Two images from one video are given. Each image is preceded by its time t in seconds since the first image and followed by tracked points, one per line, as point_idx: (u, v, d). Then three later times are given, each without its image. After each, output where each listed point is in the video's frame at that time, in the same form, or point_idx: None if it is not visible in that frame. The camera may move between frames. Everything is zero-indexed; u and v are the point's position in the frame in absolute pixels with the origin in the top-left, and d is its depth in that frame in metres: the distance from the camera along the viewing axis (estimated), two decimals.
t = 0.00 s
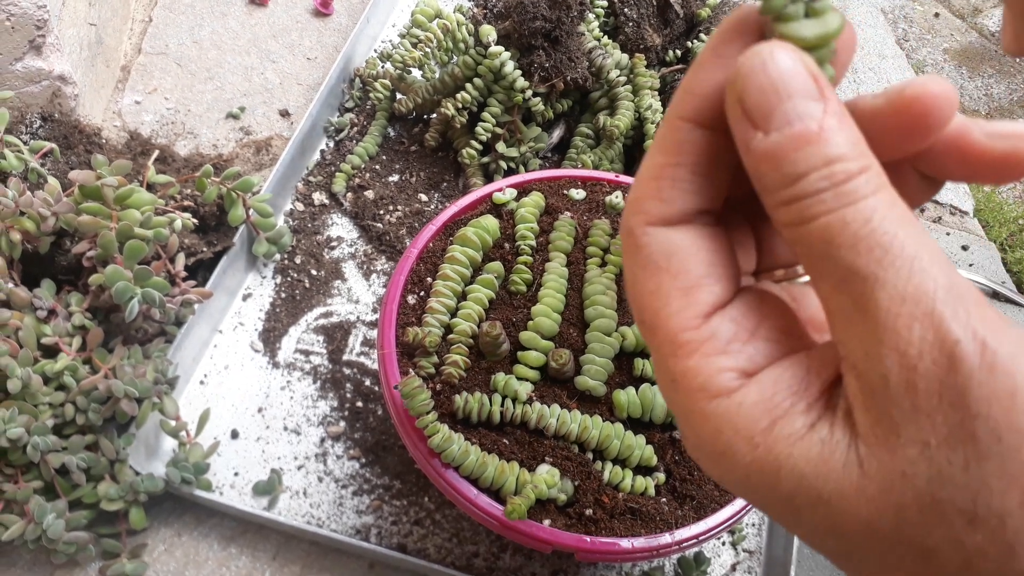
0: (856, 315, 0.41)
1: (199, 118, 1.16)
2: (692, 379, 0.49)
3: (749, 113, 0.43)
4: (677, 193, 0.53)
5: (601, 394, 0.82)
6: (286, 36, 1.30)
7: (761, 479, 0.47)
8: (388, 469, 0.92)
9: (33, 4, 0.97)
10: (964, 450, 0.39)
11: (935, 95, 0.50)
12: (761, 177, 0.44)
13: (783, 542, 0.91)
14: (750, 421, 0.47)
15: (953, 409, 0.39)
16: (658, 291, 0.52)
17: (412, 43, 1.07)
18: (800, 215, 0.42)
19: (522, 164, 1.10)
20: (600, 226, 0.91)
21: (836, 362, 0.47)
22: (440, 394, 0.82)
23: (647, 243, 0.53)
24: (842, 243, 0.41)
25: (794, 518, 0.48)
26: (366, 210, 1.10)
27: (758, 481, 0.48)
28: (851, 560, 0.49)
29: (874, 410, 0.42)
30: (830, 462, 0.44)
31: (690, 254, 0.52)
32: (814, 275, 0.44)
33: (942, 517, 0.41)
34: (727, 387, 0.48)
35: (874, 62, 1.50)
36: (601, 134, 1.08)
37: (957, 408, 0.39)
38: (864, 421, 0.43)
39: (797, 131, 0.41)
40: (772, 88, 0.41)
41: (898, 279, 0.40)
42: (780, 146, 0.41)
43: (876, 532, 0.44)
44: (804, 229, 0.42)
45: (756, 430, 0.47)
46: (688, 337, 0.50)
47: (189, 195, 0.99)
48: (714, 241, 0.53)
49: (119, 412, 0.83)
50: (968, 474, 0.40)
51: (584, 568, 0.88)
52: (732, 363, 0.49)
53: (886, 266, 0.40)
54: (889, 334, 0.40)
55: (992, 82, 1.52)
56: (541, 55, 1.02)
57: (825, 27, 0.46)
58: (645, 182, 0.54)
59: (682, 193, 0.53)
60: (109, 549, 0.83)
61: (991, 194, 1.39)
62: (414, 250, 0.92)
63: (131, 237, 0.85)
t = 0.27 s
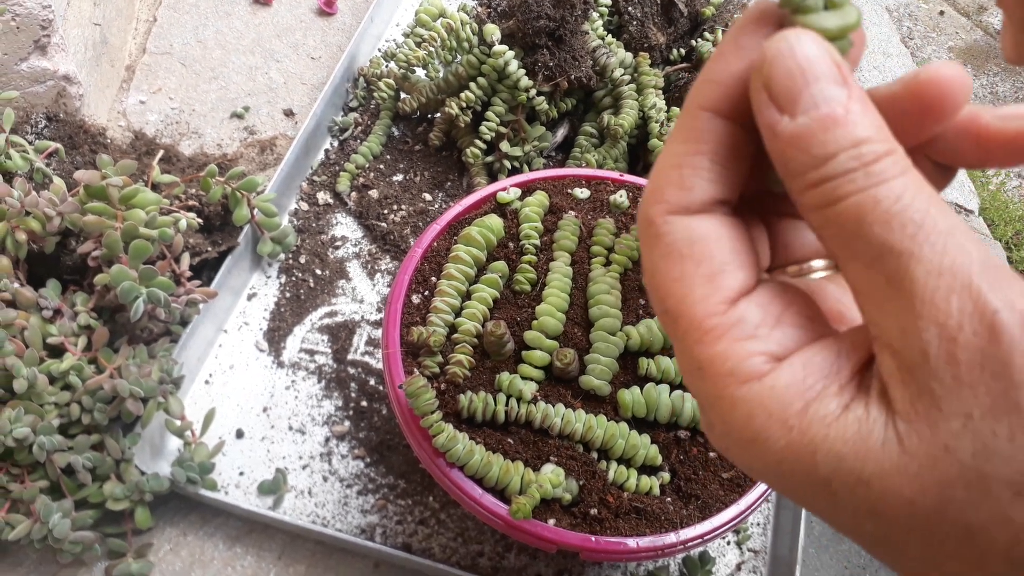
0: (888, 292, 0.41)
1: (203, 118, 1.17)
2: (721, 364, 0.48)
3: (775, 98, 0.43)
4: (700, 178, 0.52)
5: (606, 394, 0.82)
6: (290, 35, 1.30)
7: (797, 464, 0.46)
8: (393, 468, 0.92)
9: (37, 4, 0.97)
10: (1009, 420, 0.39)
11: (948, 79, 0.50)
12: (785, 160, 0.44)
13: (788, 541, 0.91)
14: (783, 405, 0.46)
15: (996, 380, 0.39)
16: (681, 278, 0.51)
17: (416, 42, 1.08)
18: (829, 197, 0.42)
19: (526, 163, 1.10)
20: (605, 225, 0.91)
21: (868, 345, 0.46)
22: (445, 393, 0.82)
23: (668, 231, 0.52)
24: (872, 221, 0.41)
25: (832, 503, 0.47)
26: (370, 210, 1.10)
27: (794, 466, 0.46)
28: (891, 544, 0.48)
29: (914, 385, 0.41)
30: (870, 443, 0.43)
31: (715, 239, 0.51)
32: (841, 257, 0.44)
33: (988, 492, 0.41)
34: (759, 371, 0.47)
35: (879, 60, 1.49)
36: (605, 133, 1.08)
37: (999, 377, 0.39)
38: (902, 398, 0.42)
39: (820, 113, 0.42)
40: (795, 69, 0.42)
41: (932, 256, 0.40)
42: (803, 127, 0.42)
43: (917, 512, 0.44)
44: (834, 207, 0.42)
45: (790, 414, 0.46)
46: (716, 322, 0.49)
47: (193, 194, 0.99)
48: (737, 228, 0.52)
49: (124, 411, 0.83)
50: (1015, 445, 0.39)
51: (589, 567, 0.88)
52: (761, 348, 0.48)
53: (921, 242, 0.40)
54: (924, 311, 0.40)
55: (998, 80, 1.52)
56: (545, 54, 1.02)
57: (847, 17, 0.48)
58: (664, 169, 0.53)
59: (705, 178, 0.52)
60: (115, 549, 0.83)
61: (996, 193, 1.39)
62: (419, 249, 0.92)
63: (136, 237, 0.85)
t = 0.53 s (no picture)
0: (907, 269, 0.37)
1: (208, 120, 1.17)
2: (741, 305, 0.46)
3: (784, 53, 0.38)
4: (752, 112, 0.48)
5: (611, 395, 0.82)
6: (295, 38, 1.30)
7: (805, 413, 0.44)
8: (398, 470, 0.92)
9: (43, 7, 0.98)
10: None
11: (968, 11, 0.48)
12: (803, 118, 0.39)
13: (794, 542, 0.91)
14: (799, 354, 0.43)
15: (1012, 372, 0.35)
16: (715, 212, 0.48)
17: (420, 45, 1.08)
18: (847, 161, 0.38)
19: (531, 165, 1.10)
20: (609, 227, 0.91)
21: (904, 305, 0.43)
22: (451, 395, 0.82)
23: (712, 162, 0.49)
24: (891, 193, 0.36)
25: (840, 460, 0.45)
26: (375, 211, 1.10)
27: (803, 414, 0.44)
28: (900, 511, 0.45)
29: (926, 365, 0.37)
30: (882, 403, 0.40)
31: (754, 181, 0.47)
32: (865, 225, 0.39)
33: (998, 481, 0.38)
34: (782, 316, 0.45)
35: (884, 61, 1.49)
36: (610, 135, 1.08)
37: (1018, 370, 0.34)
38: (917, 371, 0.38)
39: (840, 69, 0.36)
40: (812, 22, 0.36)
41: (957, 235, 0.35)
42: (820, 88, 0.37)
43: (925, 481, 0.41)
44: (852, 172, 0.38)
45: (805, 364, 0.43)
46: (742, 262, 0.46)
47: (198, 197, 1.00)
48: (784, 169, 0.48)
49: (130, 413, 0.84)
50: None
51: (595, 568, 0.88)
52: (790, 294, 0.45)
53: (938, 219, 0.35)
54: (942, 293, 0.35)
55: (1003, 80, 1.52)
56: (549, 56, 1.02)
57: None
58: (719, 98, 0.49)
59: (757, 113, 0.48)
60: (121, 550, 0.84)
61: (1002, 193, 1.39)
62: (424, 251, 0.92)
63: (142, 239, 0.85)
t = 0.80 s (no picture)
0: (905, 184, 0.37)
1: (207, 120, 1.17)
2: (715, 237, 0.46)
3: None
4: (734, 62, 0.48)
5: (610, 396, 0.82)
6: (294, 37, 1.30)
7: (770, 341, 0.45)
8: (397, 470, 0.92)
9: (42, 7, 0.97)
10: (1002, 337, 0.37)
11: None
12: (817, 22, 0.40)
13: (793, 543, 0.90)
14: (770, 284, 0.44)
15: (990, 290, 0.36)
16: (694, 149, 0.48)
17: (420, 44, 1.07)
18: (852, 67, 0.38)
19: (530, 165, 1.10)
20: (609, 227, 0.91)
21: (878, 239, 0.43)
22: (449, 395, 0.82)
23: (695, 104, 0.49)
24: (896, 102, 0.37)
25: (806, 389, 0.47)
26: (374, 211, 1.10)
27: (770, 344, 0.45)
28: (859, 437, 0.47)
29: (910, 287, 0.38)
30: (851, 330, 0.41)
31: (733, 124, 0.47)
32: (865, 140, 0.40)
33: (962, 397, 0.39)
34: (754, 248, 0.45)
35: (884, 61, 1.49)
36: (609, 135, 1.07)
37: (1001, 293, 0.36)
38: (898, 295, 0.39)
39: None
40: None
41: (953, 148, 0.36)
42: None
43: (893, 404, 0.42)
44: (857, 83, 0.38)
45: (775, 293, 0.44)
46: (718, 197, 0.47)
47: (197, 197, 1.00)
48: (765, 114, 0.48)
49: (128, 413, 0.83)
50: (1007, 367, 0.37)
51: (593, 569, 0.88)
52: (762, 228, 0.45)
53: (944, 133, 0.36)
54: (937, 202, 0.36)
55: (1003, 80, 1.51)
56: (549, 55, 1.02)
57: None
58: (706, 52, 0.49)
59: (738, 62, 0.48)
60: (119, 551, 0.83)
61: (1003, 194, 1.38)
62: (423, 251, 0.92)
63: (141, 240, 0.85)
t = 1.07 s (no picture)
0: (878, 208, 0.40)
1: (205, 121, 1.17)
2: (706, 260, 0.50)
3: None
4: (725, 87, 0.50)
5: (606, 396, 0.82)
6: (292, 38, 1.30)
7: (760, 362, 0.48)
8: (394, 470, 0.92)
9: (40, 7, 0.98)
10: (974, 346, 0.38)
11: None
12: (784, 49, 0.42)
13: (788, 543, 0.91)
14: (757, 305, 0.47)
15: (965, 306, 0.38)
16: (689, 173, 0.51)
17: (417, 45, 1.08)
18: (828, 94, 0.40)
19: (527, 166, 1.10)
20: (605, 228, 0.92)
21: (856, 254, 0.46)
22: (446, 396, 0.82)
23: (692, 125, 0.51)
24: (868, 129, 0.39)
25: (795, 408, 0.48)
26: (372, 212, 1.10)
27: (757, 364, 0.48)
28: (848, 452, 0.49)
29: (888, 305, 0.40)
30: (834, 347, 0.44)
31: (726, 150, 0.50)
32: (840, 166, 0.42)
33: (946, 411, 0.40)
34: (741, 270, 0.48)
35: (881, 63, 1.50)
36: (606, 136, 1.08)
37: (970, 305, 0.38)
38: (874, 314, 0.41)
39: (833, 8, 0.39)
40: None
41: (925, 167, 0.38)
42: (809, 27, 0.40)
43: (877, 421, 0.44)
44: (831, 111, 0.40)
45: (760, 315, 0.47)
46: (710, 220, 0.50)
47: (195, 197, 1.00)
48: (759, 135, 0.50)
49: (126, 413, 0.83)
50: (980, 371, 0.39)
51: (590, 569, 0.88)
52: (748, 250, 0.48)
53: (910, 156, 0.38)
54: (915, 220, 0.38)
55: (999, 82, 1.52)
56: (546, 57, 1.02)
57: None
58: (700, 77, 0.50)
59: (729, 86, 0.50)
60: (116, 550, 0.84)
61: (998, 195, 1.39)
62: (420, 252, 0.92)
63: (138, 240, 0.85)
